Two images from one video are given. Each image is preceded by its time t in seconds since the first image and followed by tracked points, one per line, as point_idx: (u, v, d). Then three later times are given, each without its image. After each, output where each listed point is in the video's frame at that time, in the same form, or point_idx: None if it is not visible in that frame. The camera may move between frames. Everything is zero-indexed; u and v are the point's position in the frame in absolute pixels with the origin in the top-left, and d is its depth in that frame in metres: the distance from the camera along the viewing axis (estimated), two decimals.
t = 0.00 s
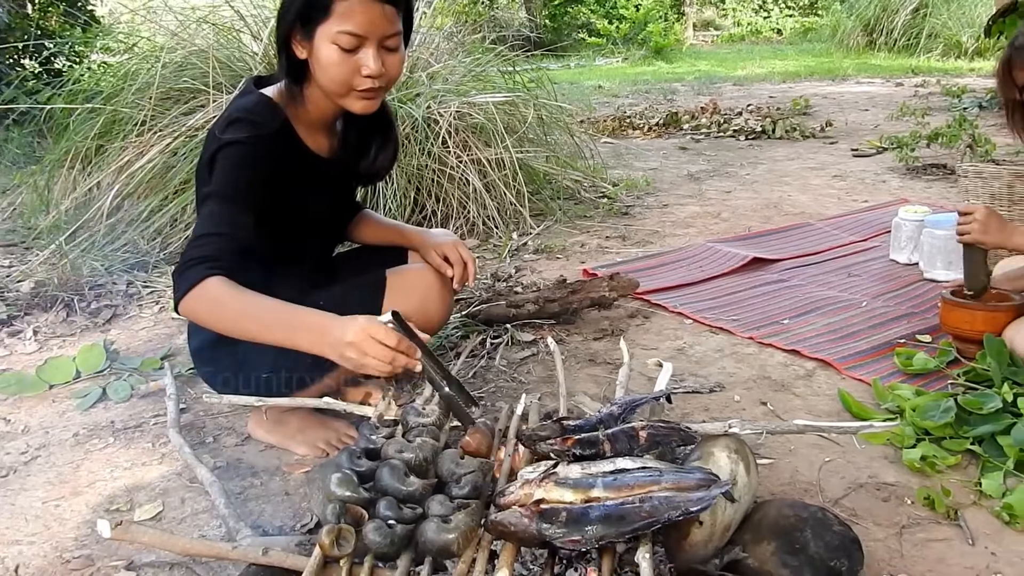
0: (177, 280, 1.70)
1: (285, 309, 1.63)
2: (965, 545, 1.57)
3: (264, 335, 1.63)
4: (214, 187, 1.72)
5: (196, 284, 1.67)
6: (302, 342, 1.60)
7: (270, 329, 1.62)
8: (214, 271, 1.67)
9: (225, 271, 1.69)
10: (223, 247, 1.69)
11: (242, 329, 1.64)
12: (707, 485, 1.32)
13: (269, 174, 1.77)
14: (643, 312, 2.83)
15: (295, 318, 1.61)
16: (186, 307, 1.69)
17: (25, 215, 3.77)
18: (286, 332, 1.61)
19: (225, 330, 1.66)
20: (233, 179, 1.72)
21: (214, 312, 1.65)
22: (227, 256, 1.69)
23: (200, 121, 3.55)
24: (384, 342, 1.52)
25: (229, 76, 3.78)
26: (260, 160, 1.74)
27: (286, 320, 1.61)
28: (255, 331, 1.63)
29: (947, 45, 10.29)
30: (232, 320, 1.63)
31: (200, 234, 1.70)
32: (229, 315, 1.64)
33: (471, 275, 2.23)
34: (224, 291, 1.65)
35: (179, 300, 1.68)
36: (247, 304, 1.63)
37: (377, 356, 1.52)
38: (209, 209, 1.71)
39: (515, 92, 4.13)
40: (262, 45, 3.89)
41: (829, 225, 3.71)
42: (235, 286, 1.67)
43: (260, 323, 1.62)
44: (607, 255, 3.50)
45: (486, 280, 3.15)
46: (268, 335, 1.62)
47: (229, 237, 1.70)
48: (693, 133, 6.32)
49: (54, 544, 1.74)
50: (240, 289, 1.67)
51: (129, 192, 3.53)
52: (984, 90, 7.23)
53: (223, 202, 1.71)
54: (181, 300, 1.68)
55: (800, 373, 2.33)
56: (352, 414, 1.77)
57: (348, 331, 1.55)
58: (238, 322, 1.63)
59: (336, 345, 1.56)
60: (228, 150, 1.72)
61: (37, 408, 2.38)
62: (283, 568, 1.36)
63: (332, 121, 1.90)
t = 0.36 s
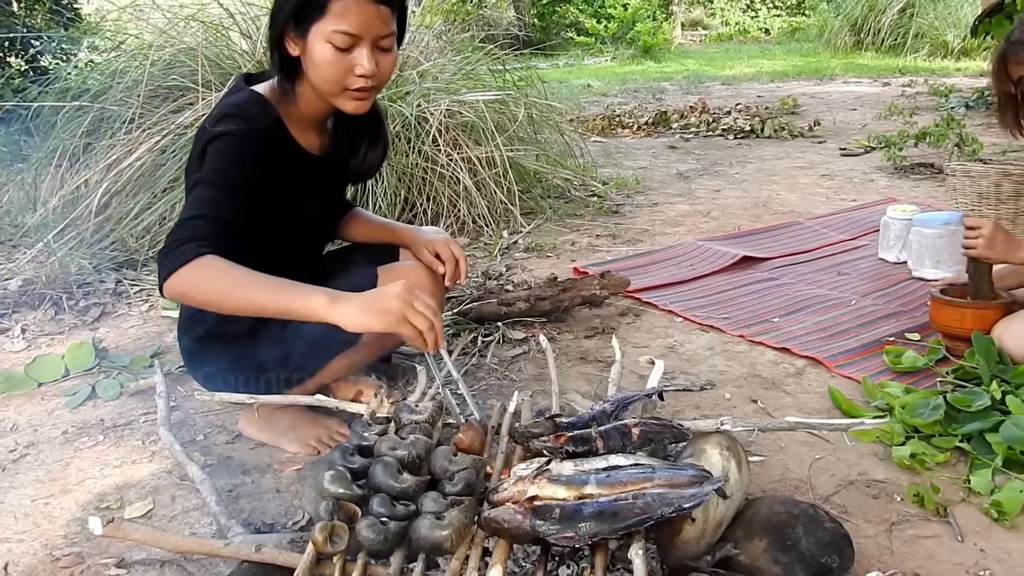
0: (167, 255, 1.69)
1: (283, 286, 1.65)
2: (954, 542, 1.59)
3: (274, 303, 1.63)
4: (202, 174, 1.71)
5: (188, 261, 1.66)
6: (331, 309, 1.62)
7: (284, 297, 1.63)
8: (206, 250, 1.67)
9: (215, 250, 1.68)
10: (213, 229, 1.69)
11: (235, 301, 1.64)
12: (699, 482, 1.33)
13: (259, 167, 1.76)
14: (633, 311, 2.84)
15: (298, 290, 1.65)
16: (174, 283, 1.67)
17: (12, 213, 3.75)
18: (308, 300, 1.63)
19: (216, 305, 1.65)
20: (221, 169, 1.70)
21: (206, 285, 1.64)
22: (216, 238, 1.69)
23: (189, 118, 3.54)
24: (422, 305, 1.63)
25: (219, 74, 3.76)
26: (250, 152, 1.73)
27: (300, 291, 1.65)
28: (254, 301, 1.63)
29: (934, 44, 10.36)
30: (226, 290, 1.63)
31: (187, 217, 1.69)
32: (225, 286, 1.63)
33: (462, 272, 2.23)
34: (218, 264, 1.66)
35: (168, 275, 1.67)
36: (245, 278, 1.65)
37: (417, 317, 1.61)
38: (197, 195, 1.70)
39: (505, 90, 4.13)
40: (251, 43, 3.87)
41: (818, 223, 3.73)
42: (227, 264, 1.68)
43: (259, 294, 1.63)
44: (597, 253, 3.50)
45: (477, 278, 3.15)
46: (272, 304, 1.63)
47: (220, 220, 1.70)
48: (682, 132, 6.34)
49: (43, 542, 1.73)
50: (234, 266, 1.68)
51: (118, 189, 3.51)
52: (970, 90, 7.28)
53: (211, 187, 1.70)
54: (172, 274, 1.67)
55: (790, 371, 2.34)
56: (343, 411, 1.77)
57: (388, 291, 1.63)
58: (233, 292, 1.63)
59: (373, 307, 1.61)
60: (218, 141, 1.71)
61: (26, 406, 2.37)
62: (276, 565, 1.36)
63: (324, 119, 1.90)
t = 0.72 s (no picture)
0: (192, 252, 1.64)
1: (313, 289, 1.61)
2: (950, 540, 1.60)
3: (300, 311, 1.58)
4: (215, 171, 1.68)
5: (213, 257, 1.62)
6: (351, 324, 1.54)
7: (309, 305, 1.57)
8: (231, 245, 1.63)
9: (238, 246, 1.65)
10: (233, 224, 1.66)
11: (264, 303, 1.59)
12: (697, 479, 1.33)
13: (264, 164, 1.75)
14: (630, 309, 2.84)
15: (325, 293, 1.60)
16: (200, 283, 1.63)
17: (7, 211, 3.73)
18: (330, 309, 1.56)
19: (243, 307, 1.61)
20: (232, 166, 1.68)
21: (233, 284, 1.60)
22: (236, 234, 1.66)
23: (185, 116, 3.53)
24: (446, 320, 1.54)
25: (215, 72, 3.76)
26: (255, 149, 1.72)
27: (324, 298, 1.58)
28: (282, 304, 1.58)
29: (928, 44, 10.38)
30: (254, 289, 1.59)
31: (203, 214, 1.65)
32: (255, 285, 1.59)
33: (460, 270, 2.24)
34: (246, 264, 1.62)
35: (194, 274, 1.63)
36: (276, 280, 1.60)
37: (440, 333, 1.52)
38: (211, 191, 1.67)
39: (501, 89, 4.13)
40: (247, 40, 3.86)
41: (814, 223, 3.74)
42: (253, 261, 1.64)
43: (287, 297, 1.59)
44: (594, 252, 3.51)
45: (473, 276, 3.15)
46: (298, 309, 1.58)
47: (240, 216, 1.67)
48: (677, 131, 6.35)
49: (39, 538, 1.73)
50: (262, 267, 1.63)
51: (113, 187, 3.50)
52: (965, 90, 7.31)
53: (227, 184, 1.67)
54: (198, 272, 1.62)
55: (786, 370, 2.35)
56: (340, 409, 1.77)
57: (413, 306, 1.53)
58: (261, 292, 1.59)
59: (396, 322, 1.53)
60: (226, 138, 1.69)
61: (21, 403, 2.36)
62: (274, 562, 1.36)
63: (323, 116, 1.90)
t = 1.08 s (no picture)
0: (217, 249, 1.60)
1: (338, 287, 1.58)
2: (948, 539, 1.60)
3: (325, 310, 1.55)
4: (229, 170, 1.66)
5: (237, 254, 1.58)
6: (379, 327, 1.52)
7: (335, 305, 1.55)
8: (256, 241, 1.60)
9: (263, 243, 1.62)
10: (255, 221, 1.63)
11: (289, 299, 1.56)
12: (697, 477, 1.33)
13: (273, 162, 1.74)
14: (629, 308, 2.84)
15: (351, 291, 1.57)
16: (224, 280, 1.60)
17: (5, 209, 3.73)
18: (357, 311, 1.53)
19: (266, 304, 1.58)
20: (245, 164, 1.67)
21: (260, 281, 1.57)
22: (259, 230, 1.63)
23: (184, 114, 3.52)
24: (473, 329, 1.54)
25: (214, 70, 3.75)
26: (265, 148, 1.71)
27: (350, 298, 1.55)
28: (308, 302, 1.56)
29: (926, 44, 10.39)
30: (280, 287, 1.56)
31: (225, 212, 1.62)
32: (282, 283, 1.56)
33: (461, 268, 2.25)
34: (273, 260, 1.59)
35: (218, 271, 1.60)
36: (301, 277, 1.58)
37: (467, 344, 1.53)
38: (229, 189, 1.64)
39: (500, 88, 4.13)
40: (245, 39, 3.86)
41: (812, 222, 3.74)
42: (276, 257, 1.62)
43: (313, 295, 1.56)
44: (593, 251, 3.51)
45: (472, 274, 3.15)
46: (323, 307, 1.55)
47: (261, 213, 1.65)
48: (676, 130, 6.35)
49: (39, 536, 1.73)
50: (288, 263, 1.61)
51: (112, 185, 3.50)
52: (963, 89, 7.32)
53: (242, 182, 1.65)
54: (223, 270, 1.59)
55: (785, 368, 2.35)
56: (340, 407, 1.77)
57: (445, 317, 1.52)
58: (287, 289, 1.56)
59: (425, 330, 1.52)
60: (237, 137, 1.68)
61: (20, 401, 2.36)
62: (274, 559, 1.36)
63: (326, 117, 1.90)
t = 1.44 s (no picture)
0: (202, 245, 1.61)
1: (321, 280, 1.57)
2: (951, 537, 1.60)
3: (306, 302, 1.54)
4: (223, 168, 1.65)
5: (220, 252, 1.59)
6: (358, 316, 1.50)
7: (315, 296, 1.54)
8: (241, 239, 1.60)
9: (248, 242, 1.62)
10: (244, 220, 1.62)
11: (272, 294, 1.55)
12: (700, 475, 1.33)
13: (271, 160, 1.74)
14: (630, 306, 2.84)
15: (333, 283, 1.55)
16: (207, 277, 1.60)
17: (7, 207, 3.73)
18: (337, 301, 1.52)
19: (250, 299, 1.58)
20: (240, 162, 1.66)
21: (243, 278, 1.57)
22: (249, 229, 1.63)
23: (185, 112, 3.52)
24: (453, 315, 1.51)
25: (215, 68, 3.75)
26: (259, 145, 1.70)
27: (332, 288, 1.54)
28: (290, 295, 1.55)
29: (927, 44, 10.38)
30: (261, 283, 1.56)
31: (214, 209, 1.62)
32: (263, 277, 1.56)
33: (462, 267, 2.23)
34: (256, 258, 1.58)
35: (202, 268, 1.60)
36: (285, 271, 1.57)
37: (447, 330, 1.50)
38: (221, 187, 1.64)
39: (502, 86, 4.14)
40: (246, 37, 3.86)
41: (813, 221, 3.74)
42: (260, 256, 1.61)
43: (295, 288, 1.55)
44: (594, 249, 3.51)
45: (474, 273, 3.15)
46: (304, 300, 1.54)
47: (249, 211, 1.64)
48: (677, 129, 6.35)
49: (41, 533, 1.73)
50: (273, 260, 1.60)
51: (114, 183, 3.50)
52: (964, 89, 7.31)
53: (235, 180, 1.64)
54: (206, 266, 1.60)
55: (787, 367, 2.35)
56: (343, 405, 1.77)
57: (421, 302, 1.49)
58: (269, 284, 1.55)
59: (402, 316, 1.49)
60: (234, 134, 1.68)
61: (22, 398, 2.37)
62: (276, 556, 1.35)
63: (325, 115, 1.89)
